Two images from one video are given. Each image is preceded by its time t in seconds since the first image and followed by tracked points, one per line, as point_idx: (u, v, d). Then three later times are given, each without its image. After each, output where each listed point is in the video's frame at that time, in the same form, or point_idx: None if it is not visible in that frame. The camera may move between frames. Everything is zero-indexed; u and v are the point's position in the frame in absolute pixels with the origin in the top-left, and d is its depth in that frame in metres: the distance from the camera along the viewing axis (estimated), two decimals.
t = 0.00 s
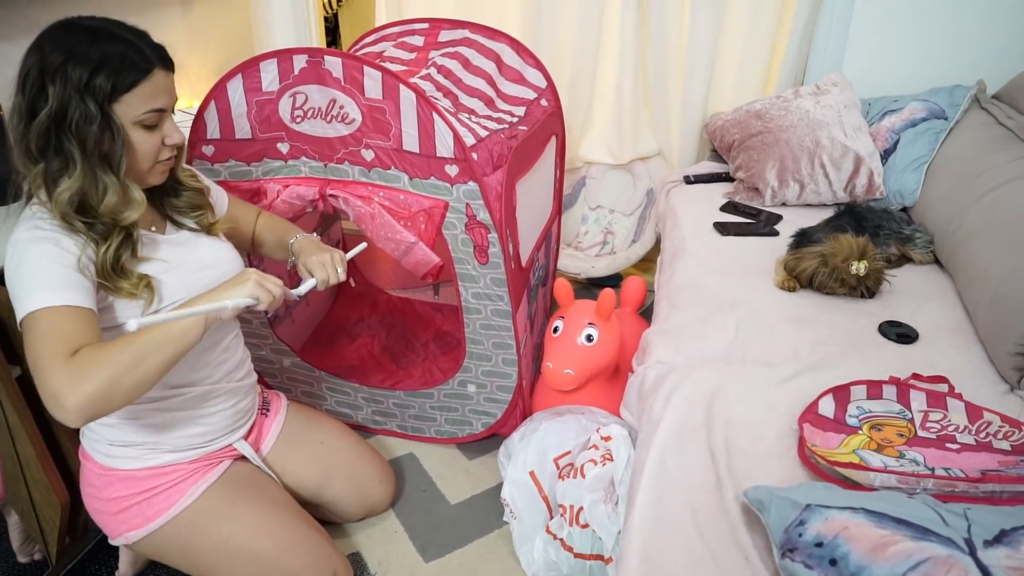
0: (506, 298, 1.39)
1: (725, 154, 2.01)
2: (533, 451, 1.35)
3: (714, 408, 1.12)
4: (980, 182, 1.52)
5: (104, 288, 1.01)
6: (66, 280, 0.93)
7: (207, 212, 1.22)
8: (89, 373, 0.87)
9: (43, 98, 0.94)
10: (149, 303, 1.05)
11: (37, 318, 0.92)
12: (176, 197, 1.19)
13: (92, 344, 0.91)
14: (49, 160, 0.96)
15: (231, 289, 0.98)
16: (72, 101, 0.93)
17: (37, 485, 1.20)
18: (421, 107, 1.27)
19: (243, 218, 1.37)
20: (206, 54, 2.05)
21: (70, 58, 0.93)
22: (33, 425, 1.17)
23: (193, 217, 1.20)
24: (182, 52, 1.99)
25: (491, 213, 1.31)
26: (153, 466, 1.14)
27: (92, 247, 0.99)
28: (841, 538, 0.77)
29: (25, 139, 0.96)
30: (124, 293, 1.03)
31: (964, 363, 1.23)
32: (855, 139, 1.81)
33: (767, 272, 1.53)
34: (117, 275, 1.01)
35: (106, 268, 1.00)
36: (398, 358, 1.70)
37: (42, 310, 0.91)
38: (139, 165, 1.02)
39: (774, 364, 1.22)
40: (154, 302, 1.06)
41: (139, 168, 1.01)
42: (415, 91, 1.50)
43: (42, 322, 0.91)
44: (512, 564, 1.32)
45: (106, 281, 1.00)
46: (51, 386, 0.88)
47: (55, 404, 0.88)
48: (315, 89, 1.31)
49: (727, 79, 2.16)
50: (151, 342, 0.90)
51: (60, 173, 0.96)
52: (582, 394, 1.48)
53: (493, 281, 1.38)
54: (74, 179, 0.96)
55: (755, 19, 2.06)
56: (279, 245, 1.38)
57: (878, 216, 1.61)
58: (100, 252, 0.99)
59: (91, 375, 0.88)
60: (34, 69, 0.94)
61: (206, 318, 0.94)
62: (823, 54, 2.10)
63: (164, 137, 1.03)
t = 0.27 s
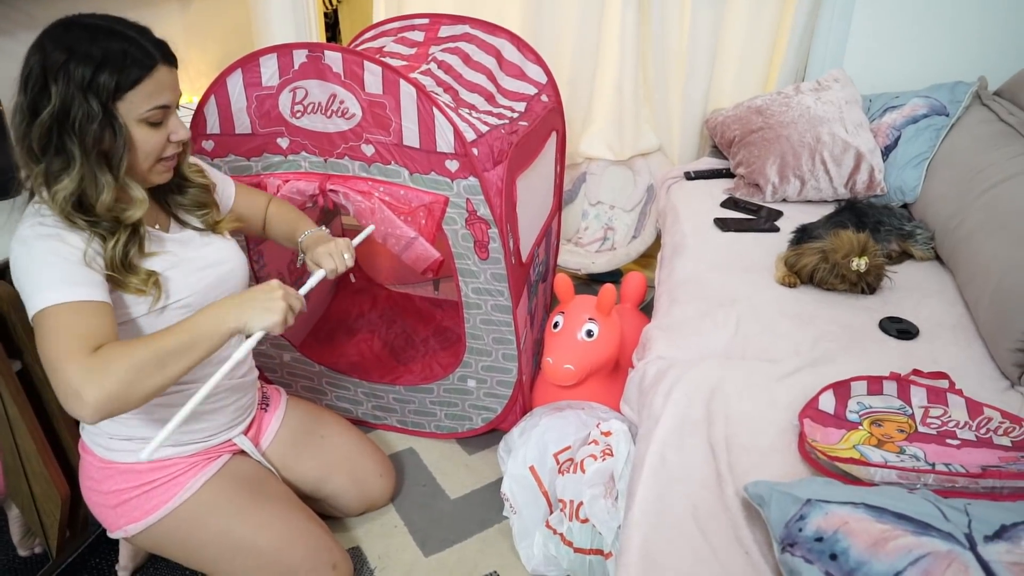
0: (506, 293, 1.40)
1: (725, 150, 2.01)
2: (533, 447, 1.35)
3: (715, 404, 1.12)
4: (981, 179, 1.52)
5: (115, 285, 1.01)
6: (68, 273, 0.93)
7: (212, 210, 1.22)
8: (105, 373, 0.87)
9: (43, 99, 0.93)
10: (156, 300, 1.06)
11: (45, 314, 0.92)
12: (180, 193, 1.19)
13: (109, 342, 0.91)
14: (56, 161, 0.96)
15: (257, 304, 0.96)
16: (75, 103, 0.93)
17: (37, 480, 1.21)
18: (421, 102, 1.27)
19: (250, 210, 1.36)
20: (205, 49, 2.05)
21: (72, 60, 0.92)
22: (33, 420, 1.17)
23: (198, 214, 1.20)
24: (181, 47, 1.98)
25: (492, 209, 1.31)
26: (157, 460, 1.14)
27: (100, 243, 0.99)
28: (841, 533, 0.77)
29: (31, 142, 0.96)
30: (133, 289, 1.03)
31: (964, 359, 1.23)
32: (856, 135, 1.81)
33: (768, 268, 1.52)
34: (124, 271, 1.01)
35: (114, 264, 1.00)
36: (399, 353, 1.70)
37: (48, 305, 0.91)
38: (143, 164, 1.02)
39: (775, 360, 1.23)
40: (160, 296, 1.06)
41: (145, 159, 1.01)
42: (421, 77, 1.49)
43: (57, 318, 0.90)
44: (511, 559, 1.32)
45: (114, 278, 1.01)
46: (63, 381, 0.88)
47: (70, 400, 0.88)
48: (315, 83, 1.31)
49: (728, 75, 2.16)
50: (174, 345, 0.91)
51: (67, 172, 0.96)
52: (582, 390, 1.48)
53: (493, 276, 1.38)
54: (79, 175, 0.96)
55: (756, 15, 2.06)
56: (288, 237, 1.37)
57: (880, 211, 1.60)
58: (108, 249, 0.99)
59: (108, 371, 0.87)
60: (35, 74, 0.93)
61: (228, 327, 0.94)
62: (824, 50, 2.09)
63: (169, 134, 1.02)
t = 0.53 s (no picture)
0: (511, 287, 1.40)
1: (730, 143, 2.00)
2: (537, 440, 1.36)
3: (718, 397, 1.11)
4: (987, 172, 1.51)
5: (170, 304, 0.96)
6: (142, 293, 0.89)
7: (247, 208, 1.15)
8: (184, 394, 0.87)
9: (110, 108, 0.84)
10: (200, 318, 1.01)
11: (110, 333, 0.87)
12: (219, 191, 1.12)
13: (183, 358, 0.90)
14: (121, 172, 0.89)
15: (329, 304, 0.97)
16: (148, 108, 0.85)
17: (42, 471, 1.21)
18: (425, 95, 1.27)
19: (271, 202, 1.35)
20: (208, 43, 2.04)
21: (140, 59, 0.84)
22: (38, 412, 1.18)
23: (233, 213, 1.13)
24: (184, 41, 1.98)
25: (494, 202, 1.33)
26: (163, 463, 1.12)
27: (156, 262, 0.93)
28: (845, 526, 0.77)
29: (101, 153, 0.87)
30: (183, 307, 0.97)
31: (969, 353, 1.22)
32: (861, 128, 1.80)
33: (772, 262, 1.52)
34: (176, 292, 0.95)
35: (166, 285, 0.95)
36: (402, 346, 1.70)
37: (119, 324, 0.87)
38: (219, 149, 0.96)
39: (779, 353, 1.22)
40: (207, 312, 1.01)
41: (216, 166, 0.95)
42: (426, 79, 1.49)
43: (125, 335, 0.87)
44: (515, 552, 1.33)
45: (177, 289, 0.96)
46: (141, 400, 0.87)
47: (157, 419, 0.88)
48: (319, 76, 1.30)
49: (732, 68, 2.15)
50: (249, 359, 0.91)
51: (138, 188, 0.89)
52: (585, 383, 1.48)
53: (496, 269, 1.39)
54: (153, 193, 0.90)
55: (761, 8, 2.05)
56: (315, 222, 1.37)
57: (885, 204, 1.59)
58: (166, 268, 0.94)
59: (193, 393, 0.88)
60: (97, 75, 0.84)
61: (300, 328, 0.94)
62: (829, 43, 2.09)
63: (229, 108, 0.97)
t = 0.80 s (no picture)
0: (512, 283, 1.42)
1: (731, 140, 2.00)
2: (538, 436, 1.36)
3: (720, 393, 1.11)
4: (989, 168, 1.51)
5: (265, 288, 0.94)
6: (232, 265, 0.82)
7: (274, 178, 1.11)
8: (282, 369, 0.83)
9: (220, 88, 0.79)
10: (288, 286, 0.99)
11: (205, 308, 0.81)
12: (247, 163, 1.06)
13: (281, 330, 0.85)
14: (232, 154, 0.83)
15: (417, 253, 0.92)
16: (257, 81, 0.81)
17: (44, 466, 1.22)
18: (427, 91, 1.27)
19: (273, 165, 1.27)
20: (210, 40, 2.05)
21: (235, 25, 0.79)
22: (40, 407, 1.18)
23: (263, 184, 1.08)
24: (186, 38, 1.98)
25: (496, 198, 1.34)
26: (200, 456, 1.11)
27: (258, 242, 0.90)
28: (846, 521, 0.77)
29: (222, 133, 0.81)
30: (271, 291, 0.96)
31: (970, 349, 1.22)
32: (863, 124, 1.80)
33: (774, 258, 1.52)
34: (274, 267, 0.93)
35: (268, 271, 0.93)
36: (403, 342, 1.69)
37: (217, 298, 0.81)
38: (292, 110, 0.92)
39: (780, 349, 1.22)
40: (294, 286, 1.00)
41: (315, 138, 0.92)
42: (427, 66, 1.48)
43: (231, 308, 0.81)
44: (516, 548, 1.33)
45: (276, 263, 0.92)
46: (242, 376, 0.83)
47: (254, 396, 0.84)
48: (320, 72, 1.31)
49: (733, 65, 2.15)
50: (354, 320, 0.87)
51: (245, 168, 0.85)
52: (586, 379, 1.48)
53: (498, 266, 1.41)
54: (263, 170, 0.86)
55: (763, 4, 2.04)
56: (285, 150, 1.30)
57: (885, 201, 1.59)
58: (269, 251, 0.92)
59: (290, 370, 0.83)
60: (198, 52, 0.78)
61: (392, 285, 0.89)
62: (831, 38, 2.10)
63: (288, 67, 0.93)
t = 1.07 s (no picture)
0: (516, 288, 1.41)
1: (731, 136, 2.00)
2: (539, 432, 1.36)
3: (720, 388, 1.12)
4: (989, 164, 1.51)
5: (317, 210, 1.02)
6: (295, 198, 0.85)
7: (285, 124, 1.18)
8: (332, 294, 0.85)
9: (245, 25, 0.85)
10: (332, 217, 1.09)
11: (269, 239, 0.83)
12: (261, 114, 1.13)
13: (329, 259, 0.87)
14: (261, 88, 0.90)
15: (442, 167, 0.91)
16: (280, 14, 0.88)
17: (46, 463, 1.22)
18: (431, 96, 1.26)
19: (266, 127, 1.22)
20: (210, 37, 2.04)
21: None
22: (42, 404, 1.18)
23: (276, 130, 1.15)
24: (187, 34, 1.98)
25: (502, 202, 1.33)
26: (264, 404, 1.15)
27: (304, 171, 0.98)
28: (845, 516, 0.78)
29: (248, 66, 0.87)
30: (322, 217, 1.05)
31: (970, 344, 1.22)
32: (863, 120, 1.80)
33: (774, 254, 1.52)
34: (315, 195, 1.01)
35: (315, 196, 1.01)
36: (403, 341, 1.70)
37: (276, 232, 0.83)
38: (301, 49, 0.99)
39: (780, 345, 1.22)
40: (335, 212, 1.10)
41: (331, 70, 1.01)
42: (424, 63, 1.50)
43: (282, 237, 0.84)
44: (517, 544, 1.33)
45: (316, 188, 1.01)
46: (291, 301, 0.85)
47: (309, 323, 0.86)
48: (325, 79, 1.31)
49: (733, 61, 2.15)
50: (387, 248, 0.87)
51: (274, 100, 0.91)
52: (587, 375, 1.48)
53: (503, 270, 1.40)
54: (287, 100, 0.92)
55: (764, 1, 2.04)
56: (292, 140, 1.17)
57: (886, 197, 1.59)
58: (309, 177, 0.99)
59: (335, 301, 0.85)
60: None
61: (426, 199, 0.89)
62: (832, 33, 2.09)
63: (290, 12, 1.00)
